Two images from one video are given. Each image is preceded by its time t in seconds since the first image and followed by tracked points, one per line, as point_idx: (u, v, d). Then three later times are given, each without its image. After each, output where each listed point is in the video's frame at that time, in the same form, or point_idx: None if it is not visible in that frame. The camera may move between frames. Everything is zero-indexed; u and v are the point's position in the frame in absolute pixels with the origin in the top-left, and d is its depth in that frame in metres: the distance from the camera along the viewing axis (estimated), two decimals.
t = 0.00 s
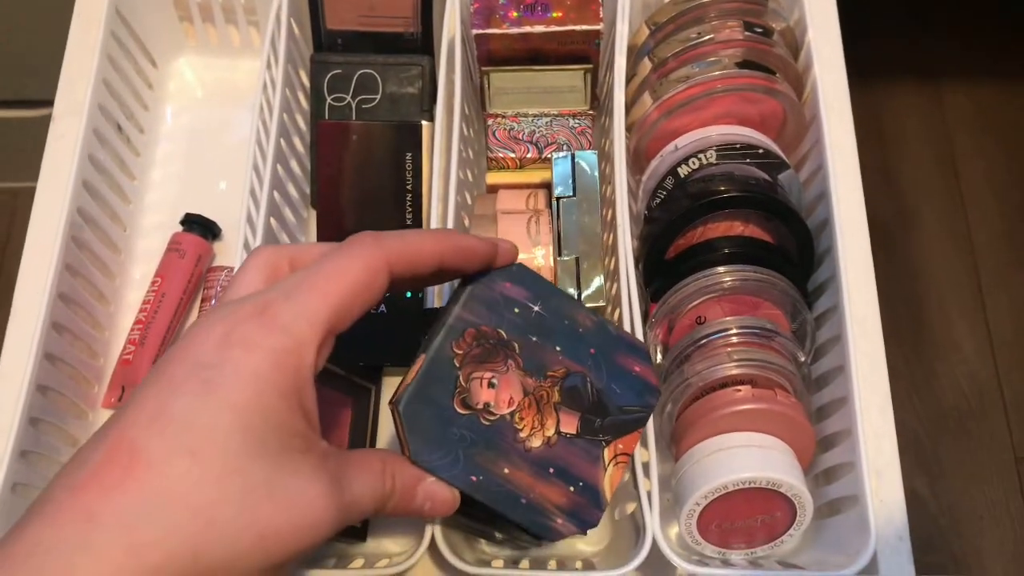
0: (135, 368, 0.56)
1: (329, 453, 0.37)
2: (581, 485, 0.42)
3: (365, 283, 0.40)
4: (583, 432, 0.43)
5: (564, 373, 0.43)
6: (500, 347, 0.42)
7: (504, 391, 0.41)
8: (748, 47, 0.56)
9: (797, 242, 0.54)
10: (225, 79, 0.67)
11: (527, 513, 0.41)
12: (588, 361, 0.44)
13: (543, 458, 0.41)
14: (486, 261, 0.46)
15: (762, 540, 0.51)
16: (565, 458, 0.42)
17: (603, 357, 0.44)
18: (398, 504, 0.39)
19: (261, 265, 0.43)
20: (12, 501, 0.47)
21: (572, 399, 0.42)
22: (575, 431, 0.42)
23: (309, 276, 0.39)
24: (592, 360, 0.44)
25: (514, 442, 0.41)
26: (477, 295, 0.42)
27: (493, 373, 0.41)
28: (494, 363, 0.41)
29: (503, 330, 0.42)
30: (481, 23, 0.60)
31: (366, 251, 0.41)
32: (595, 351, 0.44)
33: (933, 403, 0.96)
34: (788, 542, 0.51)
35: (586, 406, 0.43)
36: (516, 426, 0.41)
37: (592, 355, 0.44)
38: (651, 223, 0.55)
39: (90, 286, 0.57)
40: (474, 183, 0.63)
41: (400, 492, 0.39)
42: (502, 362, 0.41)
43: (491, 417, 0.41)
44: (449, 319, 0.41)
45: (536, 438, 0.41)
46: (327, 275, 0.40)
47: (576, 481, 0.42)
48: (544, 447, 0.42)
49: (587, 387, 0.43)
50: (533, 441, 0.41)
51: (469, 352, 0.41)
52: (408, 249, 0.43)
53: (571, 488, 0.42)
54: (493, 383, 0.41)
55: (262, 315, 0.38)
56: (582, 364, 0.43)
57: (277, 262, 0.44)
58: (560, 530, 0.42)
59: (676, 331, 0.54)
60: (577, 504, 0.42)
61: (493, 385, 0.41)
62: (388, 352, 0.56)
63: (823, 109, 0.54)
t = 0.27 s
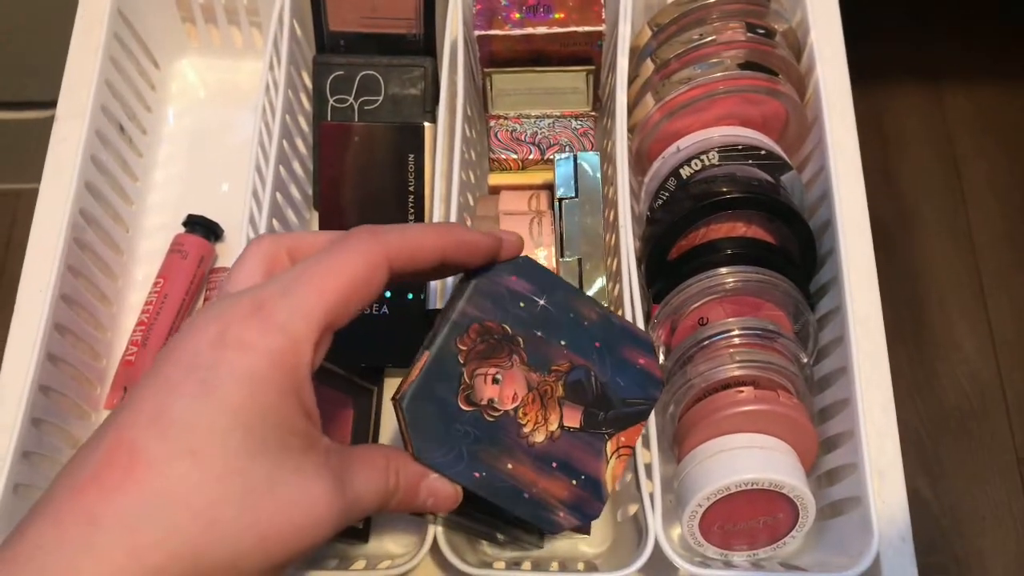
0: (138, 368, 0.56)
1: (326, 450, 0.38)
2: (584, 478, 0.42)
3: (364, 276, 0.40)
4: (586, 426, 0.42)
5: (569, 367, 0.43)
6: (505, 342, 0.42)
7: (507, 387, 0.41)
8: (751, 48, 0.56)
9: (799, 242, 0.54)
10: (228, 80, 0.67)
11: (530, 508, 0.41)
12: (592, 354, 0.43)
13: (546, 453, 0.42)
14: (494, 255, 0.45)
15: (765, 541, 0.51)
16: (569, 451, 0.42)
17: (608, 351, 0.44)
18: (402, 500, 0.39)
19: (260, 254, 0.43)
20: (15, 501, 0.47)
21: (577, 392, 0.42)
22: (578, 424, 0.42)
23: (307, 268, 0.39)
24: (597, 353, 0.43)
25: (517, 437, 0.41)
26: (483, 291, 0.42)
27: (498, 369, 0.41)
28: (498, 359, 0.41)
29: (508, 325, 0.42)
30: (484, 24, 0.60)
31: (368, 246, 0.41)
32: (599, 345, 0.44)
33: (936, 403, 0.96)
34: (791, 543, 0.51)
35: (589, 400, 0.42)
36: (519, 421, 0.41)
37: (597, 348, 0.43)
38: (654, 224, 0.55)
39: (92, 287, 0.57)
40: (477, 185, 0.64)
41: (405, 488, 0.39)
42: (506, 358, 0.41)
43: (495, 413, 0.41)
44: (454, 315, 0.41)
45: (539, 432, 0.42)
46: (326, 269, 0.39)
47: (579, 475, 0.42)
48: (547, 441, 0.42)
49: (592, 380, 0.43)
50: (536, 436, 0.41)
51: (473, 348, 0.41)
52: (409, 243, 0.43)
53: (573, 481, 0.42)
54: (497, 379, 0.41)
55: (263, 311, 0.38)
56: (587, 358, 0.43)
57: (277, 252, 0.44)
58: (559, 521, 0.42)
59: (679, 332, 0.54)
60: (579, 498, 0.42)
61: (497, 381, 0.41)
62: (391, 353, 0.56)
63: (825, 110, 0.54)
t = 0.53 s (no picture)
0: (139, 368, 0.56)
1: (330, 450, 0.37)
2: (582, 472, 0.43)
3: (356, 269, 0.40)
4: (583, 421, 0.43)
5: (565, 363, 0.43)
6: (505, 341, 0.42)
7: (509, 386, 0.41)
8: (751, 48, 0.56)
9: (799, 241, 0.54)
10: (230, 81, 0.67)
11: (534, 505, 0.41)
12: (586, 350, 0.44)
13: (547, 450, 0.42)
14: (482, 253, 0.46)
15: (765, 540, 0.51)
16: (568, 446, 0.42)
17: (600, 346, 0.44)
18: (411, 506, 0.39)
19: (256, 244, 0.44)
20: (16, 500, 0.47)
21: (573, 388, 0.43)
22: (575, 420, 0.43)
23: (301, 260, 0.39)
24: (590, 349, 0.44)
25: (519, 435, 0.41)
26: (482, 290, 0.42)
27: (500, 368, 0.41)
28: (499, 359, 0.41)
29: (507, 324, 0.42)
30: (484, 25, 0.60)
31: (363, 241, 0.41)
32: (592, 339, 0.44)
33: (936, 403, 0.96)
34: (790, 542, 0.51)
35: (585, 396, 0.43)
36: (521, 419, 0.41)
37: (590, 344, 0.44)
38: (654, 224, 0.55)
39: (94, 287, 0.57)
40: (478, 184, 0.64)
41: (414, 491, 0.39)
42: (507, 357, 0.41)
43: (498, 413, 0.41)
44: (456, 316, 0.41)
45: (540, 430, 0.42)
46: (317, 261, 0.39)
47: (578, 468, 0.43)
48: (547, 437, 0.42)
49: (587, 376, 0.43)
50: (537, 434, 0.42)
51: (476, 349, 0.41)
52: (402, 233, 0.43)
53: (572, 475, 0.42)
54: (499, 378, 0.41)
55: (255, 303, 0.38)
56: (581, 353, 0.44)
57: (273, 242, 0.44)
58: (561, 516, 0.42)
59: (679, 331, 0.55)
60: (578, 491, 0.42)
61: (499, 381, 0.41)
62: (392, 352, 0.57)
63: (825, 110, 0.55)
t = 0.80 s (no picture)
0: (139, 369, 0.56)
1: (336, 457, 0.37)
2: (579, 487, 0.44)
3: (362, 277, 0.40)
4: (573, 436, 0.45)
5: (555, 379, 0.45)
6: (506, 357, 0.43)
7: (514, 400, 0.42)
8: (753, 48, 0.56)
9: (802, 242, 0.54)
10: (230, 82, 0.67)
11: (544, 519, 0.41)
12: (570, 369, 0.46)
13: (548, 464, 0.43)
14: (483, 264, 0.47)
15: (767, 542, 0.51)
16: (565, 461, 0.44)
17: (582, 365, 0.47)
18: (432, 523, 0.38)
19: (262, 249, 0.43)
20: (16, 501, 0.47)
21: (563, 404, 0.45)
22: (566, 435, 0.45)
23: (307, 265, 0.39)
24: (573, 367, 0.46)
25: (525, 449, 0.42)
26: (483, 305, 0.43)
27: (505, 383, 0.42)
28: (503, 373, 0.42)
29: (506, 340, 0.43)
30: (485, 26, 0.60)
31: (366, 246, 0.41)
32: (574, 359, 0.47)
33: (938, 405, 0.96)
34: (793, 543, 0.51)
35: (573, 413, 0.45)
36: (525, 433, 0.42)
37: (572, 362, 0.46)
38: (656, 225, 0.55)
39: (94, 288, 0.57)
40: (478, 184, 0.64)
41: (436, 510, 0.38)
42: (509, 372, 0.43)
43: (507, 426, 0.41)
44: (464, 329, 0.41)
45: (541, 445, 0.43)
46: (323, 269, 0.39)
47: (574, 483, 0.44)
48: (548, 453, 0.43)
49: (574, 393, 0.46)
50: (541, 447, 0.43)
51: (484, 362, 0.41)
52: (406, 240, 0.43)
53: (571, 490, 0.44)
54: (505, 392, 0.42)
55: (261, 309, 0.38)
56: (566, 371, 0.46)
57: (279, 251, 0.43)
58: (566, 531, 0.43)
59: (680, 333, 0.54)
60: (578, 505, 0.43)
61: (505, 395, 0.42)
62: (393, 353, 0.57)
63: (827, 110, 0.54)
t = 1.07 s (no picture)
0: (139, 368, 0.56)
1: (339, 455, 0.37)
2: (579, 487, 0.44)
3: (364, 271, 0.39)
4: (572, 436, 0.45)
5: (552, 381, 0.45)
6: (508, 356, 0.43)
7: (517, 397, 0.42)
8: (753, 48, 0.56)
9: (801, 241, 0.54)
10: (231, 82, 0.67)
11: (547, 516, 0.42)
12: (566, 370, 0.47)
13: (550, 462, 0.43)
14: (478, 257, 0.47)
15: (766, 540, 0.51)
16: (565, 461, 0.44)
17: (575, 368, 0.47)
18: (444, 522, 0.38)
19: (268, 250, 0.43)
20: (16, 501, 0.47)
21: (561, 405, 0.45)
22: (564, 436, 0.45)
23: (310, 262, 0.39)
24: (568, 369, 0.47)
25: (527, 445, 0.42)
26: (484, 304, 0.42)
27: (507, 381, 0.42)
28: (505, 371, 0.42)
29: (507, 339, 0.43)
30: (485, 25, 0.60)
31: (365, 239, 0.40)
32: (570, 362, 0.47)
33: (938, 404, 0.96)
34: (792, 542, 0.51)
35: (571, 413, 0.45)
36: (528, 431, 0.42)
37: (567, 364, 0.47)
38: (655, 225, 0.55)
39: (94, 287, 0.57)
40: (479, 183, 0.64)
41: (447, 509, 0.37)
42: (511, 371, 0.43)
43: (511, 423, 0.41)
44: (467, 326, 0.41)
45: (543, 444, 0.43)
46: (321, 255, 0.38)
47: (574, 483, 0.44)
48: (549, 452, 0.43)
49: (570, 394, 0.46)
50: (542, 445, 0.43)
51: (488, 359, 0.41)
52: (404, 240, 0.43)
53: (572, 490, 0.44)
54: (508, 390, 0.42)
55: (267, 306, 0.37)
56: (563, 372, 0.46)
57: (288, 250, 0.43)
58: (568, 530, 0.43)
59: (680, 332, 0.54)
60: (579, 505, 0.44)
61: (509, 392, 0.42)
62: (394, 353, 0.57)
63: (826, 109, 0.54)
